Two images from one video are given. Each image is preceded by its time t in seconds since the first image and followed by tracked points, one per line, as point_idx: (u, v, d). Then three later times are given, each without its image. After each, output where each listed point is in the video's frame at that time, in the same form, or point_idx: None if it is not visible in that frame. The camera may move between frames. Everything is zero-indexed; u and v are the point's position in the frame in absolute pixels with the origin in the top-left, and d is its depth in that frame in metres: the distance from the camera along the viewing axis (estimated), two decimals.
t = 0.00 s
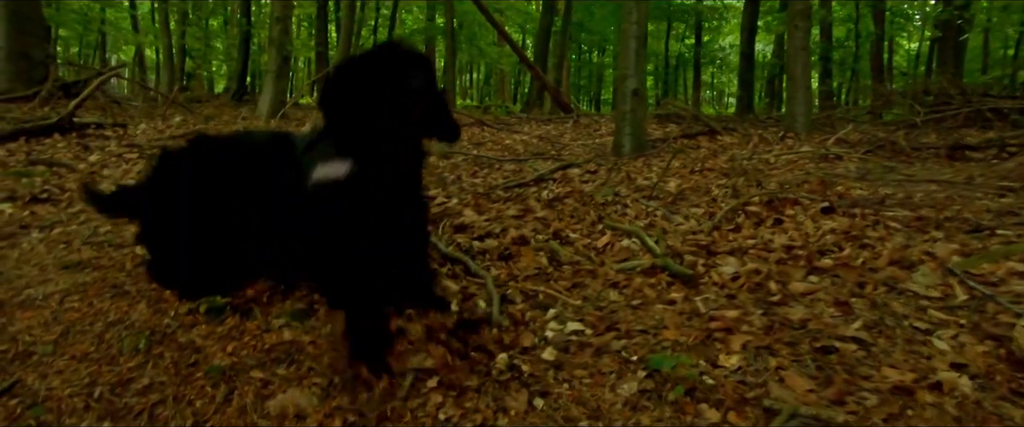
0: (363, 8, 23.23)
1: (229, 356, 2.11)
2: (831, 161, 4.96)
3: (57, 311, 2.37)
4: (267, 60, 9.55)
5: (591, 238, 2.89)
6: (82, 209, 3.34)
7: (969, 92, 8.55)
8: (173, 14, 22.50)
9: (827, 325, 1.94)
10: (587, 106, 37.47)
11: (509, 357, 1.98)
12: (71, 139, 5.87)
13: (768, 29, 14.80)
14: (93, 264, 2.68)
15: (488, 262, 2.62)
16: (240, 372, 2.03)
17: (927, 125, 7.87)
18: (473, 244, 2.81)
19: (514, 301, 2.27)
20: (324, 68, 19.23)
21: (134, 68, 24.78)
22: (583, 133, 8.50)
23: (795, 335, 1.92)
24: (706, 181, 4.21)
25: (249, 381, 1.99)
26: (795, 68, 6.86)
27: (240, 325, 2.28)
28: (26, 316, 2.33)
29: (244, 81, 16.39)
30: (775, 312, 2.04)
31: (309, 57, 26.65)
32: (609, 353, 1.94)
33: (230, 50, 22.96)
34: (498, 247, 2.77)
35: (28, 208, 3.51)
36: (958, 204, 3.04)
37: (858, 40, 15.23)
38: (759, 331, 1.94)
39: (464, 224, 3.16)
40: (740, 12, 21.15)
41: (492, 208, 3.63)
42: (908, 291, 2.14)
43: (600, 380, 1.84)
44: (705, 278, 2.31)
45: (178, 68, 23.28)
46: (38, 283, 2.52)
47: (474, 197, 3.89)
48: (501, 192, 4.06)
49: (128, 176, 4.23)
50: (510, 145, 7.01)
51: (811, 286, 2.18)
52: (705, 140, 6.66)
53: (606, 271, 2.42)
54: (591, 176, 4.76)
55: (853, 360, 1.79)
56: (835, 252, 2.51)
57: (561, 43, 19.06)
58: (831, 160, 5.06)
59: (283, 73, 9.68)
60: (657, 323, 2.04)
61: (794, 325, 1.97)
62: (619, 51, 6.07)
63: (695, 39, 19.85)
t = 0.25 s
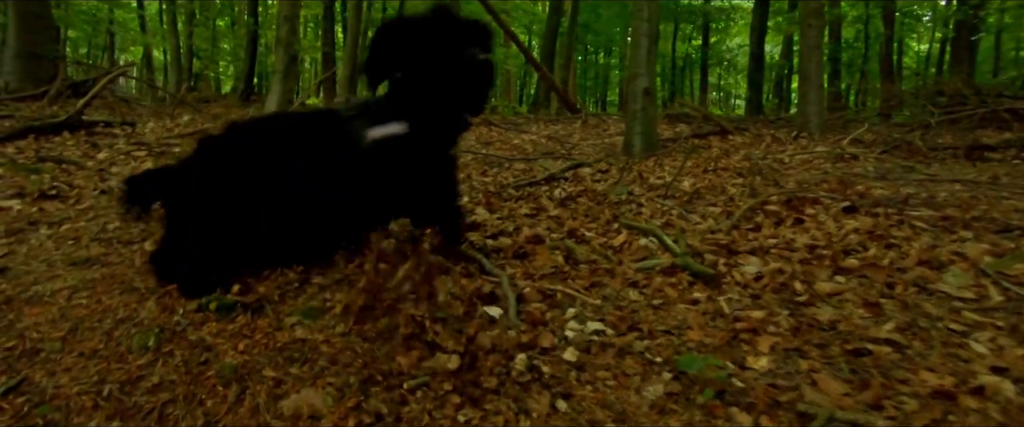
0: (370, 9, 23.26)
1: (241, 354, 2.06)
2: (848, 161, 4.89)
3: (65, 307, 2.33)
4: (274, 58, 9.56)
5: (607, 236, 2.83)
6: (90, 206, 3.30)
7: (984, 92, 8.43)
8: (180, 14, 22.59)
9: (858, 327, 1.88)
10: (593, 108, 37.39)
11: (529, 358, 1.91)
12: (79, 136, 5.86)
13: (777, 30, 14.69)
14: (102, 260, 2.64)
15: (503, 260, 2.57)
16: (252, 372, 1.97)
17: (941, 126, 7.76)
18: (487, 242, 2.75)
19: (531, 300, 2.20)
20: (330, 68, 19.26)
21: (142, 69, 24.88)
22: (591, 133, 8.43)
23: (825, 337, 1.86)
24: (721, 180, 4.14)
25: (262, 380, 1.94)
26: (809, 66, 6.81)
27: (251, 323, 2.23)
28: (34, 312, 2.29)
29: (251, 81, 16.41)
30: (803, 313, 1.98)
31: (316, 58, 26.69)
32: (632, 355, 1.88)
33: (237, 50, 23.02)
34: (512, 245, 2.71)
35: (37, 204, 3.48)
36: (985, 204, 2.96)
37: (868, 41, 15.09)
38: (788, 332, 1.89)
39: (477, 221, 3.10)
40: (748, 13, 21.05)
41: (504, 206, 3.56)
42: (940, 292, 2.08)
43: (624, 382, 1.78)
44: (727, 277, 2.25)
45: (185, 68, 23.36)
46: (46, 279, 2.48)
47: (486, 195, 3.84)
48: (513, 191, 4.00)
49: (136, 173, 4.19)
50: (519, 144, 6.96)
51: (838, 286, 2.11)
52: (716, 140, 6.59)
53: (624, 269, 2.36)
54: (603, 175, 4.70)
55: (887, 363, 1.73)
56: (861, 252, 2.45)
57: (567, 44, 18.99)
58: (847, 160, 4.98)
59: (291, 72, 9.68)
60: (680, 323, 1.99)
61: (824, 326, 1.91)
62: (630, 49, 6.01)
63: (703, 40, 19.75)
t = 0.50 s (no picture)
0: (377, 12, 23.30)
1: (251, 381, 1.94)
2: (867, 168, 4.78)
3: (66, 328, 2.23)
4: (281, 62, 9.55)
5: (626, 250, 2.74)
6: (96, 216, 3.24)
7: (1000, 95, 8.31)
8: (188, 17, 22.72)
9: (900, 354, 1.77)
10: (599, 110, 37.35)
11: (554, 387, 1.80)
12: (86, 142, 5.82)
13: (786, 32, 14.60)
14: (108, 277, 2.57)
15: (520, 278, 2.47)
16: (260, 401, 1.84)
17: (957, 131, 7.65)
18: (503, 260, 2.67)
19: (552, 322, 2.10)
20: (337, 71, 19.28)
21: (150, 71, 25.02)
22: (601, 138, 8.34)
23: (865, 364, 1.75)
24: (739, 189, 4.06)
25: (274, 409, 1.80)
26: (824, 69, 6.71)
27: (262, 346, 2.15)
28: (35, 333, 2.17)
29: (258, 84, 16.44)
30: (839, 338, 1.88)
31: (323, 60, 26.78)
32: (664, 384, 1.76)
33: (244, 54, 23.10)
34: (529, 261, 2.64)
35: (42, 214, 3.41)
36: (1018, 217, 2.85)
37: (877, 43, 14.98)
38: (824, 359, 1.79)
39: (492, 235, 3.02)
40: (755, 15, 20.92)
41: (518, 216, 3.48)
42: (983, 315, 1.97)
43: (657, 415, 1.63)
44: (756, 298, 2.16)
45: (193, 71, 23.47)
46: (49, 297, 2.39)
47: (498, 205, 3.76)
48: (526, 200, 3.91)
49: (144, 180, 4.14)
50: (529, 149, 6.89)
51: (873, 308, 2.02)
52: (729, 146, 6.51)
53: (647, 288, 2.28)
54: (616, 183, 4.62)
55: (934, 394, 1.61)
56: (894, 269, 2.35)
57: (574, 46, 18.95)
58: (866, 168, 4.88)
59: (298, 76, 9.67)
60: (709, 348, 1.88)
61: (863, 352, 1.80)
62: (642, 53, 5.93)
63: (710, 42, 19.68)
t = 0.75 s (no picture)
0: (383, 16, 23.26)
1: None
2: (892, 186, 4.63)
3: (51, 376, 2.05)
4: (287, 71, 9.48)
5: (653, 285, 2.58)
6: (97, 242, 3.12)
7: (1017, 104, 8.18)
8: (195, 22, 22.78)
9: (968, 420, 1.58)
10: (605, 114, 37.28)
11: None
12: (90, 156, 5.74)
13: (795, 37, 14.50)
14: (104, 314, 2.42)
15: (543, 318, 2.31)
16: None
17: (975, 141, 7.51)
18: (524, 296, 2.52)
19: (579, 374, 1.88)
20: (343, 76, 19.22)
21: (156, 76, 25.07)
22: (611, 149, 8.20)
23: None
24: (762, 210, 3.91)
25: None
26: (842, 79, 6.55)
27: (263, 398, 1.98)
28: None
29: (264, 89, 16.42)
30: (898, 397, 1.70)
31: (328, 64, 26.80)
32: None
33: (250, 58, 23.14)
34: (552, 298, 2.49)
35: (40, 239, 3.29)
36: None
37: (887, 48, 14.86)
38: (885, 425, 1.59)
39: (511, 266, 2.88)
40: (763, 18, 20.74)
41: (535, 241, 3.33)
42: None
43: None
44: (800, 346, 2.00)
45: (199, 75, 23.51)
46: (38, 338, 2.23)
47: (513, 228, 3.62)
48: (542, 222, 3.78)
49: (147, 200, 4.02)
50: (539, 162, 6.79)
51: (930, 362, 1.85)
52: (746, 159, 6.37)
53: (681, 333, 2.12)
54: (633, 201, 4.49)
55: None
56: (944, 312, 2.19)
57: (581, 51, 18.89)
58: (891, 185, 4.73)
59: (304, 84, 9.59)
60: (755, 409, 1.68)
61: (926, 416, 1.62)
62: (656, 65, 5.79)
63: (717, 46, 19.60)
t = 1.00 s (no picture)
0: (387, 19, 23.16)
1: None
2: (924, 205, 4.43)
3: None
4: (291, 78, 9.33)
5: (686, 327, 2.38)
6: (87, 272, 2.93)
7: None
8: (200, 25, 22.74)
9: None
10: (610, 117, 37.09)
11: None
12: (89, 168, 5.60)
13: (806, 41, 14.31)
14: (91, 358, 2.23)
15: (568, 368, 2.11)
16: None
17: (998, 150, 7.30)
18: (546, 340, 2.32)
19: None
20: (348, 80, 19.09)
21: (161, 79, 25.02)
22: (624, 159, 8.00)
23: None
24: (792, 234, 3.71)
25: None
26: (864, 89, 6.33)
27: None
28: None
29: (269, 93, 16.31)
30: None
31: (333, 67, 26.72)
32: None
33: (255, 61, 23.08)
34: (576, 342, 2.29)
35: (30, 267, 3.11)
36: None
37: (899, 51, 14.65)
38: None
39: (530, 303, 2.68)
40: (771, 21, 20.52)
41: (553, 270, 3.14)
42: None
43: None
44: (859, 407, 1.80)
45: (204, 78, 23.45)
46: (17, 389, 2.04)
47: (529, 254, 3.43)
48: (559, 246, 3.59)
49: (145, 221, 3.84)
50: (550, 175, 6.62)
51: None
52: (765, 173, 6.17)
53: (723, 389, 1.92)
54: (652, 221, 4.30)
55: None
56: (1014, 364, 1.98)
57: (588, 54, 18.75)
58: (922, 204, 4.52)
59: (308, 92, 9.44)
60: None
61: None
62: (673, 75, 5.60)
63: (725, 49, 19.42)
